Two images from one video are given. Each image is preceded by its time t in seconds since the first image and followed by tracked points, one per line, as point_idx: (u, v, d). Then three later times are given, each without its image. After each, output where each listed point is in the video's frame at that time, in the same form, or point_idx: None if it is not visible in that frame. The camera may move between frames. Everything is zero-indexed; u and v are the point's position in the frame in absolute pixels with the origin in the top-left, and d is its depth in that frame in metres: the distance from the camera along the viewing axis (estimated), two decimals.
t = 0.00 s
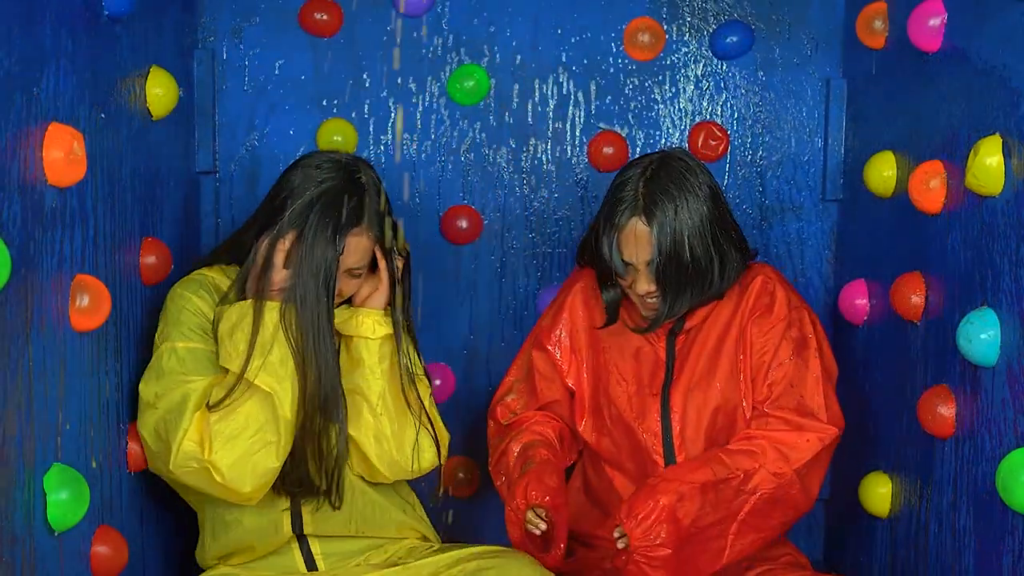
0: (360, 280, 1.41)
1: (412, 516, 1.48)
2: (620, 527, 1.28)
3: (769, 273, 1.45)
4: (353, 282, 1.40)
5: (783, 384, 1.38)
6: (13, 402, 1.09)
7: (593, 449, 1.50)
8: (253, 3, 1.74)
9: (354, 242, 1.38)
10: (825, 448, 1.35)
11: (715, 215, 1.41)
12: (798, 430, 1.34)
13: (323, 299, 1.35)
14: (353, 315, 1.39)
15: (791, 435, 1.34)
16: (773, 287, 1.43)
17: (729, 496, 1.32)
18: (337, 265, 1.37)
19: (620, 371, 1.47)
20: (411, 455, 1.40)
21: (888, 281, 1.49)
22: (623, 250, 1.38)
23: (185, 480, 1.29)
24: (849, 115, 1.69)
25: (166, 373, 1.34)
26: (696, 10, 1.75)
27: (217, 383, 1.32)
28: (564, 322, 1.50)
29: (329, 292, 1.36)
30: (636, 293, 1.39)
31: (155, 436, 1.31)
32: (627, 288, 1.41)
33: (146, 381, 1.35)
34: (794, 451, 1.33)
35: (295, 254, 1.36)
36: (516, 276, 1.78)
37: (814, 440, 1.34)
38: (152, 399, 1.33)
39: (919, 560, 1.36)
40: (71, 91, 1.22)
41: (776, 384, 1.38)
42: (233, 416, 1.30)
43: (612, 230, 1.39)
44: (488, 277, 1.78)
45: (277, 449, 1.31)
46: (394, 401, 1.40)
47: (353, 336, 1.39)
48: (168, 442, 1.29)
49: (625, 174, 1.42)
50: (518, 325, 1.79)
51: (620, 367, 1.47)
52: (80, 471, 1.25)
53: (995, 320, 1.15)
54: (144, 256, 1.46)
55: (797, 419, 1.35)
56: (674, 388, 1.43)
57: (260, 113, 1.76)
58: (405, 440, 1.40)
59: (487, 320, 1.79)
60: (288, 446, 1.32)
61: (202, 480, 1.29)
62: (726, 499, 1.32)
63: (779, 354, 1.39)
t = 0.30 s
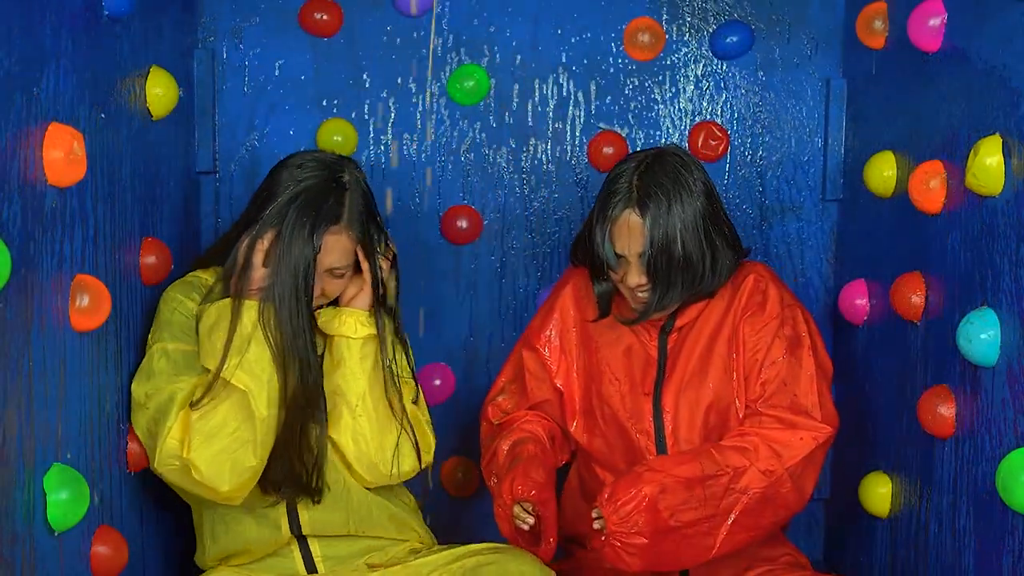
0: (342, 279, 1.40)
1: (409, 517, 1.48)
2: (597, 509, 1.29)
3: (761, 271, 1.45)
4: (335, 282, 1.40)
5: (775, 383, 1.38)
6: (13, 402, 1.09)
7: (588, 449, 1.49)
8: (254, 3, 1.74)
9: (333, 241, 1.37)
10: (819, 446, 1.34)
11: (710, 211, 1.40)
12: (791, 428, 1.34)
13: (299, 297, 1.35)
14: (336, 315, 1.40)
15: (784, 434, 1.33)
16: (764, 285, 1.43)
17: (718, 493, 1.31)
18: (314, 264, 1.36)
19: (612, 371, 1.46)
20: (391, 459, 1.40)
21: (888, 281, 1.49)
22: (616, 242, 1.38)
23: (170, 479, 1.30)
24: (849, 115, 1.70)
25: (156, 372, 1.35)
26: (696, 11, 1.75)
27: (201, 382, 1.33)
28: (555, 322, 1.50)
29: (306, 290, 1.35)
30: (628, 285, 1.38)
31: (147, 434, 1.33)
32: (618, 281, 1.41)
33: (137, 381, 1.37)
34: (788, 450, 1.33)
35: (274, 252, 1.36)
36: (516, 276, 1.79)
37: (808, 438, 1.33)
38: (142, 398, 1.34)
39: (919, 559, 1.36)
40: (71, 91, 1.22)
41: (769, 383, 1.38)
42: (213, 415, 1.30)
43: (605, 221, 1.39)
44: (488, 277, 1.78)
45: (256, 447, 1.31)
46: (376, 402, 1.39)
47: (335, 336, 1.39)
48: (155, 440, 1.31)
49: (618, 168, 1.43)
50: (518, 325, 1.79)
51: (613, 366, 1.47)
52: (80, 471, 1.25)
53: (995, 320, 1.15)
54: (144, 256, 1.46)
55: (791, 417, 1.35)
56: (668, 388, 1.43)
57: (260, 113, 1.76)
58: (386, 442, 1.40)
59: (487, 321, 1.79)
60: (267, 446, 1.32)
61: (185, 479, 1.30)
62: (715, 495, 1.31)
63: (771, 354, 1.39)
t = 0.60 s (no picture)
0: (340, 267, 1.39)
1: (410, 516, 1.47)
2: (595, 508, 1.27)
3: (755, 270, 1.46)
4: (335, 270, 1.39)
5: (773, 382, 1.38)
6: (14, 402, 1.09)
7: (587, 452, 1.49)
8: (254, 3, 1.74)
9: (322, 225, 1.36)
10: (818, 445, 1.34)
11: (714, 210, 1.40)
12: (790, 427, 1.34)
13: (282, 283, 1.36)
14: (340, 305, 1.39)
15: (784, 433, 1.34)
16: (761, 285, 1.43)
17: (716, 492, 1.30)
18: (303, 247, 1.37)
19: (609, 373, 1.47)
20: (395, 451, 1.38)
21: (888, 281, 1.49)
22: (615, 221, 1.38)
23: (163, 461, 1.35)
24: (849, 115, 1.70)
25: (162, 359, 1.42)
26: (696, 11, 1.75)
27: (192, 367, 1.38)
28: (550, 325, 1.52)
29: (292, 273, 1.36)
30: (622, 265, 1.37)
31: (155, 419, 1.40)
32: (614, 265, 1.40)
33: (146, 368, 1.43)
34: (787, 449, 1.33)
35: (261, 239, 1.38)
36: (516, 276, 1.78)
37: (807, 438, 1.33)
38: (149, 384, 1.41)
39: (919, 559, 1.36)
40: (71, 92, 1.22)
41: (766, 383, 1.38)
42: (193, 397, 1.33)
43: (608, 201, 1.39)
44: (488, 276, 1.78)
45: (234, 429, 1.33)
46: (379, 392, 1.38)
47: (339, 326, 1.39)
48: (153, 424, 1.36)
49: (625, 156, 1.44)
50: (518, 325, 1.79)
51: (609, 367, 1.47)
52: (80, 470, 1.25)
53: (995, 320, 1.15)
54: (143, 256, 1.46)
55: (790, 417, 1.35)
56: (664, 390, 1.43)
57: (260, 113, 1.76)
58: (391, 434, 1.38)
59: (488, 320, 1.79)
60: (242, 427, 1.34)
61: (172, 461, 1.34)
62: (713, 493, 1.30)
63: (768, 354, 1.39)
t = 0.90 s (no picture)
0: (347, 271, 1.38)
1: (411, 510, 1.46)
2: (588, 509, 1.28)
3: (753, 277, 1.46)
4: (340, 276, 1.38)
5: (771, 389, 1.38)
6: (14, 402, 1.09)
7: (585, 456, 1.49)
8: (254, 3, 1.74)
9: (331, 228, 1.36)
10: (815, 453, 1.34)
11: (728, 212, 1.42)
12: (787, 434, 1.34)
13: (295, 283, 1.35)
14: (348, 306, 1.37)
15: (781, 440, 1.34)
16: (760, 292, 1.44)
17: (712, 497, 1.30)
18: (312, 250, 1.36)
19: (607, 377, 1.46)
20: (405, 454, 1.38)
21: (888, 282, 1.49)
22: (620, 189, 1.41)
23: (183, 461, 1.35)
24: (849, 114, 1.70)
25: (177, 359, 1.42)
26: (696, 11, 1.75)
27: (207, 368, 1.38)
28: (548, 328, 1.52)
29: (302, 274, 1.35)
30: (617, 231, 1.40)
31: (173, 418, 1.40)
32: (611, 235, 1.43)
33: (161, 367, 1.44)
34: (783, 455, 1.33)
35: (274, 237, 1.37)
36: (517, 277, 1.78)
37: (805, 446, 1.34)
38: (164, 384, 1.41)
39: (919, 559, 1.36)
40: (71, 91, 1.22)
41: (763, 389, 1.38)
42: (210, 399, 1.33)
43: (619, 172, 1.43)
44: (488, 276, 1.78)
45: (251, 431, 1.33)
46: (388, 397, 1.37)
47: (348, 328, 1.36)
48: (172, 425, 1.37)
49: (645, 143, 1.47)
50: (518, 325, 1.79)
51: (606, 371, 1.47)
52: (80, 471, 1.25)
53: (995, 320, 1.15)
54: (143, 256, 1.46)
55: (786, 424, 1.35)
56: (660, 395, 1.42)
57: (260, 113, 1.76)
58: (399, 437, 1.38)
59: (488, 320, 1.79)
60: (259, 429, 1.34)
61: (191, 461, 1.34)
62: (709, 499, 1.30)
63: (767, 360, 1.39)
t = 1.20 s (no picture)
0: (351, 283, 1.39)
1: (412, 512, 1.46)
2: (573, 495, 1.28)
3: (750, 281, 1.46)
4: (347, 287, 1.39)
5: (766, 392, 1.38)
6: (14, 402, 1.09)
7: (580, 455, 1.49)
8: (254, 3, 1.74)
9: (338, 241, 1.37)
10: (810, 456, 1.33)
11: (733, 213, 1.43)
12: (781, 437, 1.33)
13: (306, 296, 1.35)
14: (360, 321, 1.37)
15: (775, 442, 1.33)
16: (756, 295, 1.44)
17: (702, 495, 1.29)
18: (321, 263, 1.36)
19: (603, 377, 1.46)
20: (423, 461, 1.38)
21: (888, 282, 1.49)
22: (629, 175, 1.44)
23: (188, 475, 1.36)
24: (849, 114, 1.70)
25: (181, 371, 1.42)
26: (696, 11, 1.75)
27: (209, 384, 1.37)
28: (546, 327, 1.52)
29: (311, 288, 1.35)
30: (618, 212, 1.41)
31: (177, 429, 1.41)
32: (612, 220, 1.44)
33: (163, 378, 1.43)
34: (776, 455, 1.32)
35: (281, 250, 1.37)
36: (517, 277, 1.79)
37: (799, 447, 1.32)
38: (167, 396, 1.41)
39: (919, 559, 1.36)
40: (71, 91, 1.22)
41: (758, 392, 1.38)
42: (212, 417, 1.33)
43: (630, 160, 1.46)
44: (488, 276, 1.78)
45: (253, 449, 1.33)
46: (403, 407, 1.37)
47: (362, 343, 1.37)
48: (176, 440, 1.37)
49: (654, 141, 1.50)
50: (518, 325, 1.79)
51: (602, 371, 1.47)
52: (80, 471, 1.25)
53: (995, 320, 1.15)
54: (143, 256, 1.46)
55: (780, 427, 1.34)
56: (654, 396, 1.42)
57: (261, 113, 1.76)
58: (418, 445, 1.38)
59: (488, 320, 1.79)
60: (262, 446, 1.33)
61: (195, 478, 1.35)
62: (697, 497, 1.29)
63: (763, 364, 1.39)
